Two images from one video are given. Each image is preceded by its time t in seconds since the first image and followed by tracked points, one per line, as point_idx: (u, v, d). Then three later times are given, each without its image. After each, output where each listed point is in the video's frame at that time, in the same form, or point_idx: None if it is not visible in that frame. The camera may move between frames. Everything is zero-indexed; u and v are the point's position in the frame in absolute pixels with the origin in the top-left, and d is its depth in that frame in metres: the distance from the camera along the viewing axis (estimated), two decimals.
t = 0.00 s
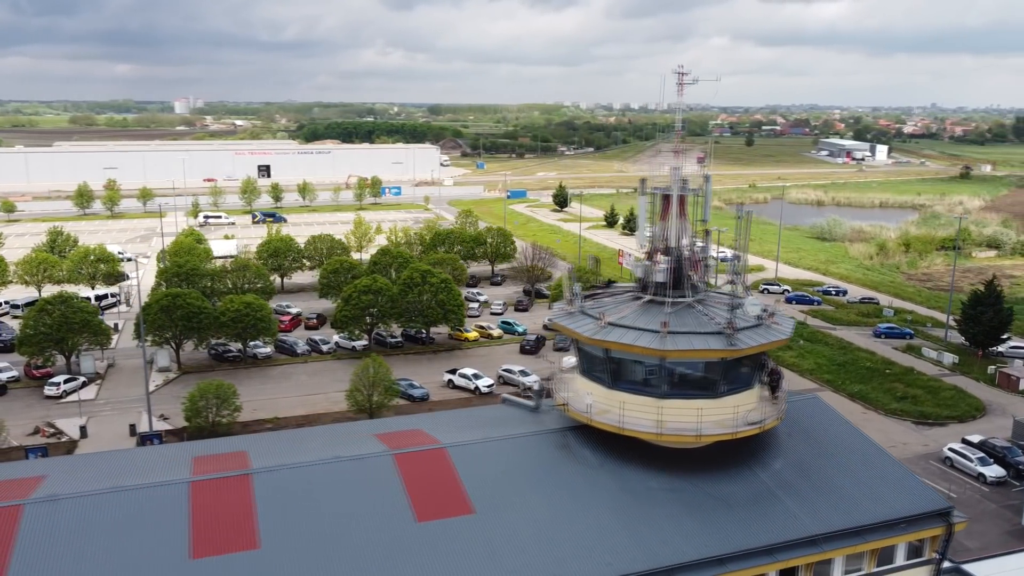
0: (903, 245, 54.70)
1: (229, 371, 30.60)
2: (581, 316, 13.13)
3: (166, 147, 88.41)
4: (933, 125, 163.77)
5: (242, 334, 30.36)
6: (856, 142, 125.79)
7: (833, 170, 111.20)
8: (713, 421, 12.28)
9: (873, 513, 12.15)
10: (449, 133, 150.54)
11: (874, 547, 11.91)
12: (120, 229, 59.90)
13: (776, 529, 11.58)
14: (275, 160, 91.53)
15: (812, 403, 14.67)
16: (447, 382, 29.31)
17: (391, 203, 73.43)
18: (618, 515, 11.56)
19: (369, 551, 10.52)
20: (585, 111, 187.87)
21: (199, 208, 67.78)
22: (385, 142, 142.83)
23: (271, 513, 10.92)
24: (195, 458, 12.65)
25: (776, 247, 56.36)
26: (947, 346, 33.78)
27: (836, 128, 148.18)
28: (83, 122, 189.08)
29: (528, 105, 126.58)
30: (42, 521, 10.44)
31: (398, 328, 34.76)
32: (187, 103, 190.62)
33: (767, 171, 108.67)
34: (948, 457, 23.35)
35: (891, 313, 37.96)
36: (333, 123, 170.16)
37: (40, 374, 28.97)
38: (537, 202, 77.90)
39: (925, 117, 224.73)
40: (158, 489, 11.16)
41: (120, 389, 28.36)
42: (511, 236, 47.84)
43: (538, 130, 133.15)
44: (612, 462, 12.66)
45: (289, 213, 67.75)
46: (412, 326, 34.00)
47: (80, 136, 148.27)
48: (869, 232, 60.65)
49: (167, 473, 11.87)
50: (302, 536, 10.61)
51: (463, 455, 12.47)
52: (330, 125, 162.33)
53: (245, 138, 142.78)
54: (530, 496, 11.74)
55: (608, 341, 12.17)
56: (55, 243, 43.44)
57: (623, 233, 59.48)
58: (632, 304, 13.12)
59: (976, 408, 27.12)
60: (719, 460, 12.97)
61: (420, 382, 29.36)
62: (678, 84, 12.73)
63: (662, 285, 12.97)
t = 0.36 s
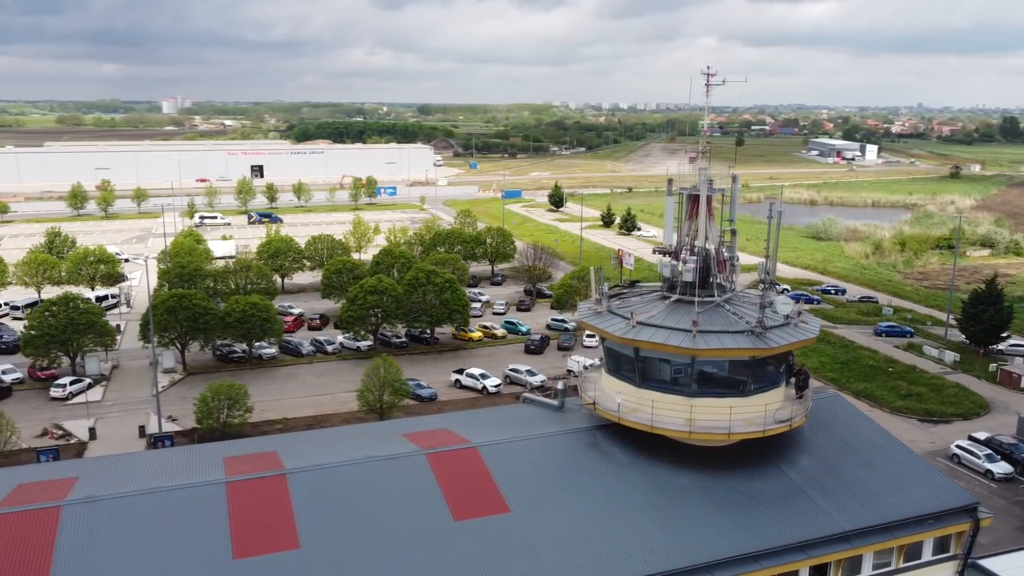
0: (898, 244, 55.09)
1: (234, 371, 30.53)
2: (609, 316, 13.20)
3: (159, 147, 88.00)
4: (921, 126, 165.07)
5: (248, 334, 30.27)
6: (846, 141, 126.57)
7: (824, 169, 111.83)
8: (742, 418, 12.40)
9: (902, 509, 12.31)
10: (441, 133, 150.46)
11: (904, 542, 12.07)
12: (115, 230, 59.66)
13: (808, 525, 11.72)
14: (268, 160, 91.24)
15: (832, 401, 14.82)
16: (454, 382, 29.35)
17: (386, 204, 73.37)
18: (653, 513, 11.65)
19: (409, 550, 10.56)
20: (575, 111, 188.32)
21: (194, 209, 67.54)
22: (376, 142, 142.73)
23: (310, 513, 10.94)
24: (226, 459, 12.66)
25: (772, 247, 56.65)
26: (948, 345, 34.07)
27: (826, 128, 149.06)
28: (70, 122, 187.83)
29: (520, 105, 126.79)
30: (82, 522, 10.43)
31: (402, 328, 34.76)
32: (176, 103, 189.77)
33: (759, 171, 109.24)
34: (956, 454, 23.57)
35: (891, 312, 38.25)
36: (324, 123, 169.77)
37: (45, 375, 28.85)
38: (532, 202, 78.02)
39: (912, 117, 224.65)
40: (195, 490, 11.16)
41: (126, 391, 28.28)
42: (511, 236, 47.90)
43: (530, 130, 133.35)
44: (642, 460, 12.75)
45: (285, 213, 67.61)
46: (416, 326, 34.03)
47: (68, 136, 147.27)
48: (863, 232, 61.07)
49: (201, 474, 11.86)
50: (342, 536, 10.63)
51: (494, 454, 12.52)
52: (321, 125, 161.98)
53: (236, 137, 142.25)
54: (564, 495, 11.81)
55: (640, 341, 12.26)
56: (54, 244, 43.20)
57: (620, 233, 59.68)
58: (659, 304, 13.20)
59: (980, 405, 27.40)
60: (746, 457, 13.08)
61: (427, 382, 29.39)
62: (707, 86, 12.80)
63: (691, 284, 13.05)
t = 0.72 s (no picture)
0: (897, 244, 55.39)
1: (243, 372, 30.45)
2: (641, 315, 13.25)
3: (153, 147, 87.59)
4: (912, 126, 165.99)
5: (257, 334, 30.23)
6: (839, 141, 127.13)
7: (818, 169, 112.29)
8: (775, 417, 12.51)
9: (934, 505, 12.43)
10: (434, 133, 150.25)
11: (936, 538, 12.20)
12: (113, 231, 59.38)
13: (842, 522, 11.83)
14: (264, 160, 90.94)
15: (856, 400, 14.93)
16: (463, 382, 29.39)
17: (384, 203, 73.32)
18: (689, 511, 11.74)
19: (451, 548, 10.63)
20: (568, 110, 188.52)
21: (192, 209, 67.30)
22: (370, 142, 142.54)
23: (351, 512, 10.99)
24: (260, 459, 12.69)
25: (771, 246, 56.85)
26: (952, 343, 34.30)
27: (818, 127, 149.71)
28: (60, 122, 186.64)
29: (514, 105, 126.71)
30: (124, 523, 10.44)
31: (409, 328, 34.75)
32: (167, 103, 188.85)
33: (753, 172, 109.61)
34: (966, 452, 23.77)
35: (894, 311, 38.47)
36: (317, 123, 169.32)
37: (53, 376, 28.72)
38: (529, 202, 78.06)
39: (903, 117, 224.21)
40: (234, 490, 11.18)
41: (135, 392, 28.18)
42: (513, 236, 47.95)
43: (524, 129, 133.54)
44: (675, 459, 12.85)
45: (283, 213, 67.45)
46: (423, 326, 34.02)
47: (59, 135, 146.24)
48: (861, 231, 61.38)
49: (237, 474, 11.90)
50: (385, 534, 10.69)
51: (529, 453, 12.60)
52: (314, 125, 161.49)
53: (229, 137, 141.69)
54: (601, 493, 11.88)
55: (675, 340, 12.33)
56: (55, 245, 42.98)
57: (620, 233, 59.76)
58: (690, 303, 13.27)
59: (987, 403, 27.64)
60: (777, 455, 13.20)
61: (436, 382, 29.42)
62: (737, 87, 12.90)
63: (721, 283, 13.12)
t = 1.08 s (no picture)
0: (896, 243, 55.74)
1: (252, 372, 30.41)
2: (671, 315, 13.32)
3: (149, 147, 87.32)
4: (903, 126, 166.90)
5: (266, 335, 30.21)
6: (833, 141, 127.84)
7: (812, 169, 112.81)
8: (807, 415, 12.64)
9: (963, 502, 12.56)
10: (429, 133, 150.14)
11: (966, 534, 12.33)
12: (112, 231, 59.20)
13: (875, 520, 11.95)
14: (260, 160, 90.73)
15: (880, 399, 15.05)
16: (473, 382, 29.45)
17: (383, 204, 73.37)
18: (726, 509, 11.83)
19: (493, 547, 10.71)
20: (562, 110, 188.72)
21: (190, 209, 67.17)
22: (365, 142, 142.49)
23: (392, 513, 11.03)
24: (293, 459, 12.72)
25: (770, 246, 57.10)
26: (955, 342, 34.55)
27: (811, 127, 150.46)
28: (52, 122, 185.75)
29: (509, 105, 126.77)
30: (166, 524, 10.45)
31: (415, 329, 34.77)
32: (159, 103, 188.06)
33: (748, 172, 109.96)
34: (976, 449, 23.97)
35: (897, 310, 38.73)
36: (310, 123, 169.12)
37: (61, 378, 28.64)
38: (527, 202, 78.15)
39: (895, 117, 225.06)
40: (274, 490, 11.21)
41: (145, 393, 28.12)
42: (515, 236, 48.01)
43: (519, 130, 133.74)
44: (707, 457, 12.95)
45: (281, 213, 67.37)
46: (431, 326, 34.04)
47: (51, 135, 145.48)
48: (859, 231, 61.75)
49: (274, 474, 11.93)
50: (427, 535, 10.74)
51: (562, 452, 12.68)
52: (307, 125, 161.28)
53: (223, 137, 141.35)
54: (637, 491, 11.98)
55: (707, 339, 12.43)
56: (56, 245, 42.83)
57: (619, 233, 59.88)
58: (720, 302, 13.37)
59: (993, 401, 27.87)
60: (806, 453, 13.31)
61: (446, 382, 29.47)
62: (768, 89, 13.03)
63: (750, 282, 13.23)
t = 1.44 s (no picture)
0: (892, 242, 56.16)
1: (258, 373, 30.36)
2: (699, 314, 13.41)
3: (143, 147, 86.90)
4: (894, 126, 167.84)
5: (273, 336, 30.17)
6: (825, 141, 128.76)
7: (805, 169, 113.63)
8: (834, 413, 12.78)
9: (990, 498, 12.70)
10: (421, 133, 150.14)
11: (993, 529, 12.46)
12: (109, 232, 58.95)
13: (904, 515, 12.08)
14: (254, 160, 90.44)
15: (899, 397, 15.21)
16: (481, 381, 29.51)
17: (379, 204, 73.38)
18: (757, 506, 11.94)
19: (532, 545, 10.77)
20: (553, 111, 188.82)
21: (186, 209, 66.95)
22: (357, 142, 142.37)
23: (429, 512, 11.08)
24: (324, 459, 12.73)
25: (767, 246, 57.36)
26: (956, 340, 34.86)
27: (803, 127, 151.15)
28: (40, 122, 184.44)
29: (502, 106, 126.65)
30: (205, 523, 10.46)
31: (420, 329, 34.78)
32: (148, 103, 186.99)
33: (741, 173, 110.38)
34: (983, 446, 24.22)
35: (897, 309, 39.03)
36: (302, 123, 168.67)
37: (67, 379, 28.51)
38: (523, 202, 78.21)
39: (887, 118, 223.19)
40: (311, 490, 11.23)
41: (152, 395, 28.03)
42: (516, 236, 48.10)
43: (511, 129, 133.93)
44: (735, 455, 13.07)
45: (278, 213, 67.24)
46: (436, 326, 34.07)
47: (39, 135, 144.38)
48: (856, 230, 62.16)
49: (307, 474, 11.96)
50: (465, 534, 10.79)
51: (593, 450, 12.75)
52: (299, 125, 160.84)
53: (214, 138, 140.78)
54: (669, 488, 12.06)
55: (737, 338, 12.54)
56: (55, 246, 42.59)
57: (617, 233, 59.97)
58: (746, 301, 13.47)
59: (997, 399, 28.14)
60: (831, 450, 13.45)
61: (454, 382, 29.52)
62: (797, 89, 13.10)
63: (776, 282, 13.31)
